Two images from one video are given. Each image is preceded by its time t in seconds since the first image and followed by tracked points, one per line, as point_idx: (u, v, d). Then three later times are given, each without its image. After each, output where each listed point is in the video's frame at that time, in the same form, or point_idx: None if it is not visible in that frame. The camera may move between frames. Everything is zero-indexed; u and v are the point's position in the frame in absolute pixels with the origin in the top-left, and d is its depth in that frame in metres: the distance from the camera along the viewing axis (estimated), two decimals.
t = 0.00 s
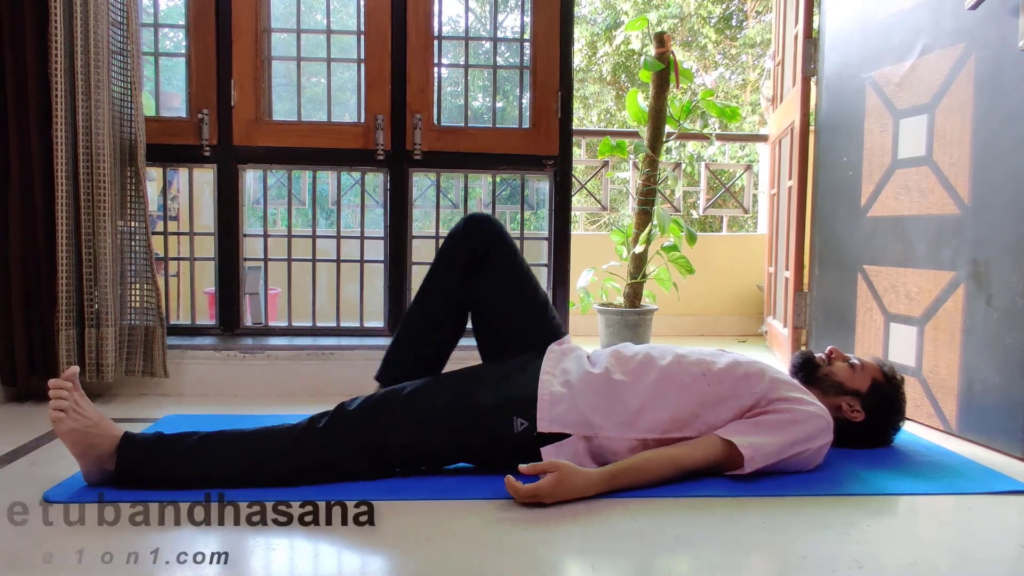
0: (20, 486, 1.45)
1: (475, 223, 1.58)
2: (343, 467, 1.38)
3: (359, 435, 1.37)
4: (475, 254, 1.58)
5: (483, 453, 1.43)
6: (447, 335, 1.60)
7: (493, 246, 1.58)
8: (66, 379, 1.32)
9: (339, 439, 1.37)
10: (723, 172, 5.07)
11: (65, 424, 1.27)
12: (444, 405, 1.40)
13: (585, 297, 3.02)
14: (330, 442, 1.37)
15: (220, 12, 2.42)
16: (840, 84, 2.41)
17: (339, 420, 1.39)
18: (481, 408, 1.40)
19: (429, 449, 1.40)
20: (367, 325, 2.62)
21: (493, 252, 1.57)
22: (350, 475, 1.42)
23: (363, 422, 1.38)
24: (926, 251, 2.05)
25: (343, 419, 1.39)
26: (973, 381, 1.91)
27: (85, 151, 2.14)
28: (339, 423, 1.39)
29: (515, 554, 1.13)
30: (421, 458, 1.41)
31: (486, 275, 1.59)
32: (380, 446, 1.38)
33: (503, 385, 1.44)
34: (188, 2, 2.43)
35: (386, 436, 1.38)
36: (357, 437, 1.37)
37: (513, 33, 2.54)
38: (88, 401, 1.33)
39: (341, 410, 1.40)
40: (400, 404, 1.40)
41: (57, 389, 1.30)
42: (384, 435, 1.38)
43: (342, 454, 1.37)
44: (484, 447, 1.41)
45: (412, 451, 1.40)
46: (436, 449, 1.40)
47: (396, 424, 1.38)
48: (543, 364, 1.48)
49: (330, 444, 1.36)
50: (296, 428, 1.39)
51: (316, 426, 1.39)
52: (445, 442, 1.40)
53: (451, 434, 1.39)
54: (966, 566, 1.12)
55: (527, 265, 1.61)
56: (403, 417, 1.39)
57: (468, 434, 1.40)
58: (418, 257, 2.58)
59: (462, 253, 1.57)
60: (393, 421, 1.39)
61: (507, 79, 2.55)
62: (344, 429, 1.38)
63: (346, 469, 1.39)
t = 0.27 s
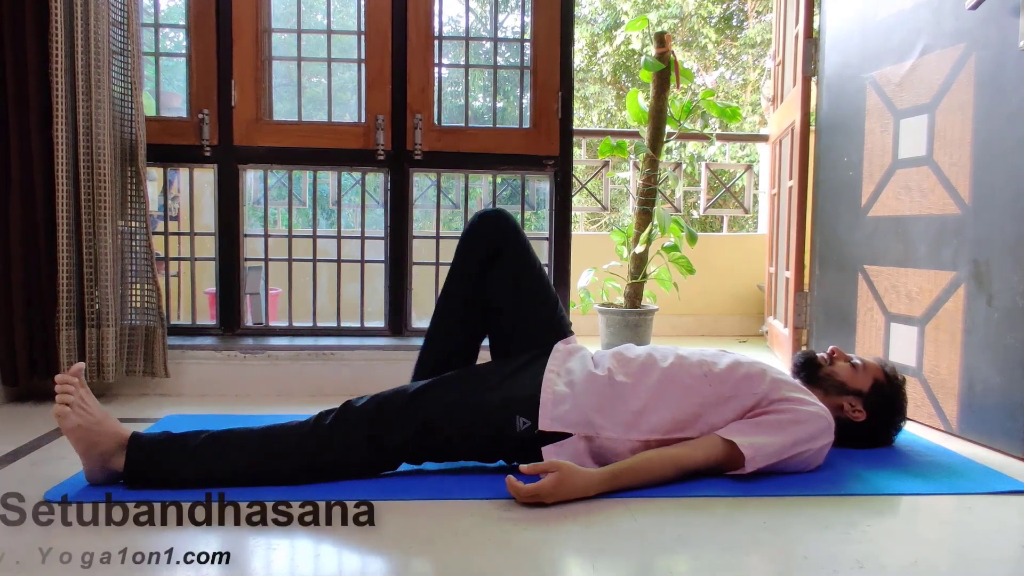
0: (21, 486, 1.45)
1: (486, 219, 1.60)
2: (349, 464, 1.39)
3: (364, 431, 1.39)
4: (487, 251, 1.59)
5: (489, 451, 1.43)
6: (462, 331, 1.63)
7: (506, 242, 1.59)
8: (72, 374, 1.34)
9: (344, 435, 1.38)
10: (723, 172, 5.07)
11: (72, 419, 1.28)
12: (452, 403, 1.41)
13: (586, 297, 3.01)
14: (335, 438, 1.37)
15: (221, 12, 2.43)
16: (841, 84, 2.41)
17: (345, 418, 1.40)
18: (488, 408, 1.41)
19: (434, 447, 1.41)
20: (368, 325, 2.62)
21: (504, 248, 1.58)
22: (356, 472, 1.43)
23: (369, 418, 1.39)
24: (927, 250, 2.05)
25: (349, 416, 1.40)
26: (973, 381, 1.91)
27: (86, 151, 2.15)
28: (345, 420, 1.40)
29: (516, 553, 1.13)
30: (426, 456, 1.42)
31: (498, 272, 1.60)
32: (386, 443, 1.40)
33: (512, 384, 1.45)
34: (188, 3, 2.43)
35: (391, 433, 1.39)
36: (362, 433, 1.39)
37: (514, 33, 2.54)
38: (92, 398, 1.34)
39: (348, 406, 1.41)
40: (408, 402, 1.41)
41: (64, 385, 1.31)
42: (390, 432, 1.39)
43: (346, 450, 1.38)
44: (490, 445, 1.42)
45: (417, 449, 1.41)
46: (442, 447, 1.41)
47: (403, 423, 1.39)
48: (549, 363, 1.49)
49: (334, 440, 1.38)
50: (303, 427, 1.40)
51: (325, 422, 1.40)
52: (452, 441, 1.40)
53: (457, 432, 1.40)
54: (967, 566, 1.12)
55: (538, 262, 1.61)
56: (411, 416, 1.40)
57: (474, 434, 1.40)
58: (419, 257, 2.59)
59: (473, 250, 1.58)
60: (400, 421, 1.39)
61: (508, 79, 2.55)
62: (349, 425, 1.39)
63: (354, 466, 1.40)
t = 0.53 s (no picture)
0: (23, 486, 1.45)
1: (480, 220, 1.63)
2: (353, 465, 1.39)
3: (365, 433, 1.39)
4: (481, 251, 1.62)
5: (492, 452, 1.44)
6: (456, 330, 1.64)
7: (499, 245, 1.62)
8: (75, 374, 1.34)
9: (346, 437, 1.38)
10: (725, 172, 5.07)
11: (76, 417, 1.28)
12: (454, 405, 1.41)
13: (587, 297, 3.01)
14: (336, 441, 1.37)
15: (223, 12, 2.43)
16: (842, 83, 2.41)
17: (346, 420, 1.40)
18: (488, 409, 1.41)
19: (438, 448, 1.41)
20: (369, 325, 2.62)
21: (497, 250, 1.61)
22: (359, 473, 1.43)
23: (370, 420, 1.39)
24: (928, 250, 2.05)
25: (351, 419, 1.40)
26: (975, 381, 1.91)
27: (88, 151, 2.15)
28: (347, 422, 1.40)
29: (518, 553, 1.13)
30: (430, 456, 1.43)
31: (493, 272, 1.62)
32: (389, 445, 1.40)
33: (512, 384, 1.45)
34: (190, 3, 2.43)
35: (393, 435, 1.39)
36: (364, 435, 1.39)
37: (515, 33, 2.54)
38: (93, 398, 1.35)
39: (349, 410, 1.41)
40: (409, 404, 1.41)
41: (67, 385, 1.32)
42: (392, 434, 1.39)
43: (349, 451, 1.38)
44: (493, 446, 1.42)
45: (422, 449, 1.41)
46: (446, 447, 1.41)
47: (404, 424, 1.40)
48: (549, 363, 1.49)
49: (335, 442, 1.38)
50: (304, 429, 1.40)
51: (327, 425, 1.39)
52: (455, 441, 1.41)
53: (459, 433, 1.40)
54: (968, 566, 1.12)
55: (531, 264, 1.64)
56: (412, 418, 1.40)
57: (476, 435, 1.41)
58: (420, 257, 2.60)
59: (468, 251, 1.61)
60: (402, 422, 1.40)
61: (509, 79, 2.55)
62: (350, 428, 1.39)
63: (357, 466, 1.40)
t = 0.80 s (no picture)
0: (27, 485, 1.45)
1: (479, 221, 1.62)
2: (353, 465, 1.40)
3: (370, 434, 1.40)
4: (480, 251, 1.62)
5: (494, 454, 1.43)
6: (456, 330, 1.64)
7: (496, 245, 1.62)
8: (71, 381, 1.33)
9: (349, 438, 1.39)
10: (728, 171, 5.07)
11: (74, 421, 1.28)
12: (453, 407, 1.42)
13: (589, 297, 3.01)
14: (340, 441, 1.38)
15: (226, 13, 2.43)
16: (845, 83, 2.41)
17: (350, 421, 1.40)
18: (488, 411, 1.41)
19: (438, 449, 1.42)
20: (372, 326, 2.62)
21: (496, 251, 1.61)
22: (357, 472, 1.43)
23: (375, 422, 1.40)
24: (932, 250, 2.05)
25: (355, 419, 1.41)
26: (978, 381, 1.91)
27: (91, 152, 2.15)
28: (350, 424, 1.40)
29: (521, 553, 1.13)
30: (433, 457, 1.43)
31: (493, 272, 1.62)
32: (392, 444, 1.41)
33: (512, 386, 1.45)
34: (193, 3, 2.43)
35: (393, 435, 1.40)
36: (369, 436, 1.39)
37: (518, 34, 2.54)
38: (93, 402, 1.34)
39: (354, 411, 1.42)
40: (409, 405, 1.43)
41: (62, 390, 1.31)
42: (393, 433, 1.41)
43: (352, 451, 1.38)
44: (493, 448, 1.42)
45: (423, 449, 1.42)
46: (446, 449, 1.42)
47: (404, 425, 1.41)
48: (549, 366, 1.48)
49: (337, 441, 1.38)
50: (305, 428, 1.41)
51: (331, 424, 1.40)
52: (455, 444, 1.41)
53: (459, 436, 1.41)
54: (972, 567, 1.11)
55: (530, 264, 1.65)
56: (414, 420, 1.41)
57: (476, 436, 1.41)
58: (423, 257, 2.60)
59: (467, 251, 1.61)
60: (403, 422, 1.41)
61: (512, 79, 2.55)
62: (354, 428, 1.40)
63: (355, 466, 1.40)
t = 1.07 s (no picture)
0: (33, 485, 1.46)
1: (481, 222, 1.65)
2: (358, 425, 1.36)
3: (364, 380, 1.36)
4: (482, 251, 1.64)
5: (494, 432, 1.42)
6: (458, 329, 1.64)
7: (499, 245, 1.63)
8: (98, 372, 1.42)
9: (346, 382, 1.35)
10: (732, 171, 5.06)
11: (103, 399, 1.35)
12: (471, 368, 1.41)
13: (593, 297, 3.01)
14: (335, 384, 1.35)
15: (230, 13, 2.44)
16: (849, 83, 2.41)
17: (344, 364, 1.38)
18: (502, 384, 1.40)
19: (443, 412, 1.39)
20: (376, 325, 2.63)
21: (499, 250, 1.63)
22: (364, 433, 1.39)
23: (373, 366, 1.37)
24: (937, 250, 2.04)
25: (353, 362, 1.39)
26: (984, 382, 1.90)
27: (97, 153, 2.16)
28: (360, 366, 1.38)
29: (525, 553, 1.13)
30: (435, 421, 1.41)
31: (494, 272, 1.64)
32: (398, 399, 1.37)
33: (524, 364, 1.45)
34: (197, 4, 2.44)
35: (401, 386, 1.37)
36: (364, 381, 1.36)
37: (522, 34, 2.54)
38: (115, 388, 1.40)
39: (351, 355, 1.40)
40: (423, 358, 1.40)
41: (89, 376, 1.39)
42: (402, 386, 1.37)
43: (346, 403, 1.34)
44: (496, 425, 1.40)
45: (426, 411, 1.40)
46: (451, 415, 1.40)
47: (417, 379, 1.38)
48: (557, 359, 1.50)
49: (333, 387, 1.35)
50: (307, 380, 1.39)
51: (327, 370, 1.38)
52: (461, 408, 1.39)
53: (468, 400, 1.39)
54: (978, 568, 1.11)
55: (532, 263, 1.67)
56: (426, 366, 1.39)
57: (484, 407, 1.39)
58: (428, 257, 2.60)
59: (470, 251, 1.63)
60: (416, 376, 1.38)
61: (516, 79, 2.55)
62: (351, 370, 1.37)
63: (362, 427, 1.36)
